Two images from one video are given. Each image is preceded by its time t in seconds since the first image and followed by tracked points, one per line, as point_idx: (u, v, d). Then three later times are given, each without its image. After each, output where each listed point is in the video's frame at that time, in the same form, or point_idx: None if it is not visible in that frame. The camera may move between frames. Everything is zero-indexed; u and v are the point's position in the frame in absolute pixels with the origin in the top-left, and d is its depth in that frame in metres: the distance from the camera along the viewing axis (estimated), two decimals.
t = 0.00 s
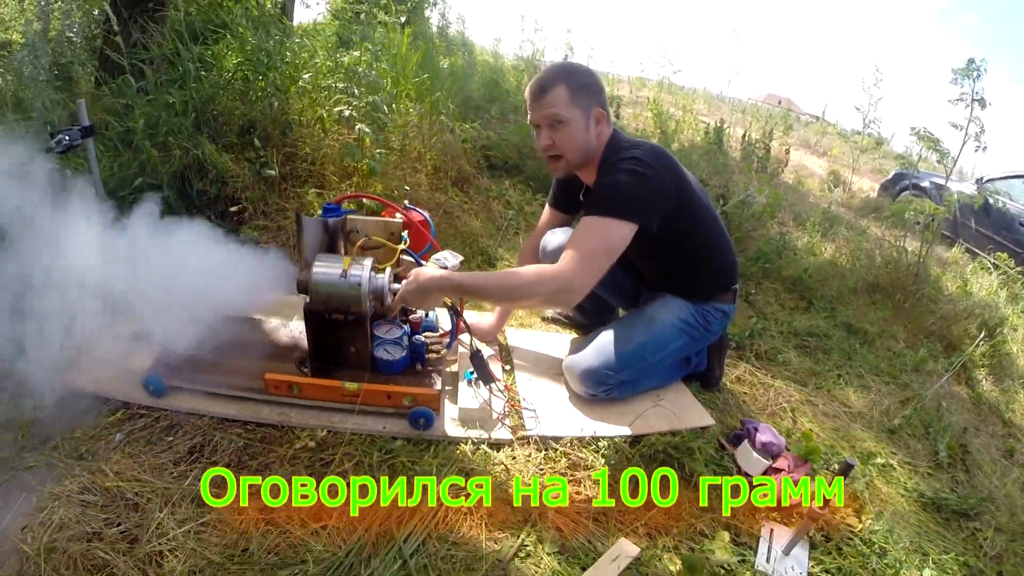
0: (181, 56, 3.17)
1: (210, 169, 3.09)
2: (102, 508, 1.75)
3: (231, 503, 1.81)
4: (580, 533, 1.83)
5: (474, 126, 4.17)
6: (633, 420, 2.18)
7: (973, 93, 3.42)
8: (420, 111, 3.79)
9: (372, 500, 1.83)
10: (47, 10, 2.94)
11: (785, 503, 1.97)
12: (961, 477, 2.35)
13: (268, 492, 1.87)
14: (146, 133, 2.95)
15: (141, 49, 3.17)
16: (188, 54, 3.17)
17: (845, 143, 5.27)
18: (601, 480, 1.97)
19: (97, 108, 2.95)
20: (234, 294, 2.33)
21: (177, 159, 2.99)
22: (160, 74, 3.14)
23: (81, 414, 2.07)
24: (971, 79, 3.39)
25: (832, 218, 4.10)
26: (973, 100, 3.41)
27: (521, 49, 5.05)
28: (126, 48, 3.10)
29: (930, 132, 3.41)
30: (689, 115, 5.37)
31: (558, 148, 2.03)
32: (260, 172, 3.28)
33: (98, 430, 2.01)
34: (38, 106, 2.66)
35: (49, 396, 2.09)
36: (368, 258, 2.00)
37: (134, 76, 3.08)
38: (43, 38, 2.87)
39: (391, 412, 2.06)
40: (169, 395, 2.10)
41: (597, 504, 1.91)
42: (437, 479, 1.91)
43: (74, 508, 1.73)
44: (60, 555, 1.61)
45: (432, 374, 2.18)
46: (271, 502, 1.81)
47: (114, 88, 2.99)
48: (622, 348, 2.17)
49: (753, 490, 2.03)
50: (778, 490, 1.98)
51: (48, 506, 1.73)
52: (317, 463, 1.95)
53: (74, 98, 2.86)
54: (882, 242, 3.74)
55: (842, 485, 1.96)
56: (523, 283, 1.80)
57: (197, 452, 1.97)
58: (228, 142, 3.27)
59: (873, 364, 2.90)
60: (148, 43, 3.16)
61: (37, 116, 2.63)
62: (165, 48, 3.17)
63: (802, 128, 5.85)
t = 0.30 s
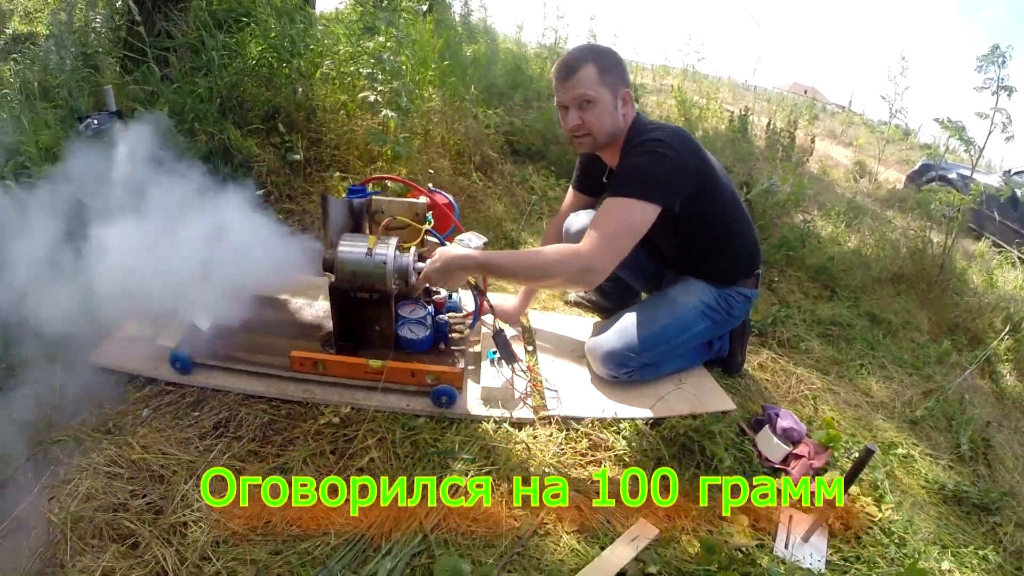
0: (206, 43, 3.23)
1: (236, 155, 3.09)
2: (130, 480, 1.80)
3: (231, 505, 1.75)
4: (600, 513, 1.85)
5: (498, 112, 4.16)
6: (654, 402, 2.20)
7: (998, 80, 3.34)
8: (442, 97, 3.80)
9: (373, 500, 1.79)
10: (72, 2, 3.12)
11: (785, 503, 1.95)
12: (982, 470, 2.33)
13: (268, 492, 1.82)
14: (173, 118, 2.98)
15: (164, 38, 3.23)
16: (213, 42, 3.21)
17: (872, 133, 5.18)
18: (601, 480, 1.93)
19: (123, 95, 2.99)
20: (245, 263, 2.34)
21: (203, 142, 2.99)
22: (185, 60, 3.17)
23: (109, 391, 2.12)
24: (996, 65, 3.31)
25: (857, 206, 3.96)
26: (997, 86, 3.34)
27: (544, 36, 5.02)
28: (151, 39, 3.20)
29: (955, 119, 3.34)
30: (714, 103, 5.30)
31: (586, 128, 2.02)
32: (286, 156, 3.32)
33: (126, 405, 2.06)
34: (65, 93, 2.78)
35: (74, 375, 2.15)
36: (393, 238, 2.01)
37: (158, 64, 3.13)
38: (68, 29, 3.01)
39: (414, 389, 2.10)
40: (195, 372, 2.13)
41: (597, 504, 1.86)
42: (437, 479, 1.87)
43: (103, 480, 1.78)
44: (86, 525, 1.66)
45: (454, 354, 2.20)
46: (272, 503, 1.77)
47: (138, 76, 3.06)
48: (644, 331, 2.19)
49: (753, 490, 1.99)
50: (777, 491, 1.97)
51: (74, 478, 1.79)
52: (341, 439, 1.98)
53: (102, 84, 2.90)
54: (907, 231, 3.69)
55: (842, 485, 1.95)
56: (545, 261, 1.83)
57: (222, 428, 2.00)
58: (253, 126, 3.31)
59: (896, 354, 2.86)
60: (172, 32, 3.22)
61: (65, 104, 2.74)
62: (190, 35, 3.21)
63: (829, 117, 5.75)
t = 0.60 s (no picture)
0: (248, 38, 3.23)
1: (275, 147, 3.16)
2: (154, 456, 1.85)
3: (230, 505, 1.74)
4: (618, 519, 1.84)
5: (536, 115, 4.13)
6: (679, 410, 2.19)
7: None
8: (480, 98, 3.82)
9: (373, 501, 1.78)
10: None
11: (785, 503, 1.96)
12: (1014, 499, 2.25)
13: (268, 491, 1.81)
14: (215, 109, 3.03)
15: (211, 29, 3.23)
16: (258, 36, 3.24)
17: (915, 150, 5.05)
18: (600, 479, 1.93)
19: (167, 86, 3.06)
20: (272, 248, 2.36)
21: (244, 134, 3.04)
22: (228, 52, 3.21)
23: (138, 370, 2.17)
24: None
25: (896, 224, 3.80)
26: None
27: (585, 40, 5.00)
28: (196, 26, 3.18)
29: (997, 136, 3.24)
30: (755, 114, 5.22)
31: (622, 132, 2.01)
32: (324, 150, 3.37)
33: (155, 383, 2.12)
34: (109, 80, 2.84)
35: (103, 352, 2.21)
36: (426, 232, 2.03)
37: (203, 54, 3.17)
38: (118, 18, 3.07)
39: (439, 384, 2.12)
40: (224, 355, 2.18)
41: (597, 505, 1.86)
42: (437, 479, 1.86)
43: (128, 454, 1.83)
44: (107, 497, 1.71)
45: (481, 352, 2.21)
46: (272, 503, 1.75)
47: (183, 66, 3.10)
48: (673, 337, 2.19)
49: (752, 490, 1.98)
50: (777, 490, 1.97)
51: (98, 451, 1.84)
52: (364, 430, 2.00)
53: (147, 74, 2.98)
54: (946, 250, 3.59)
55: (842, 484, 1.95)
56: (576, 262, 1.84)
57: (247, 411, 2.04)
58: (293, 120, 3.36)
59: (930, 375, 2.79)
60: (216, 24, 3.21)
61: (109, 91, 2.81)
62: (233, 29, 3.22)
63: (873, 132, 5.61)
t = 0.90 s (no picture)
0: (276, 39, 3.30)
1: (301, 145, 3.21)
2: (168, 440, 1.90)
3: (230, 504, 1.74)
4: (624, 522, 1.83)
5: (561, 119, 4.11)
6: (693, 416, 2.17)
7: None
8: (505, 102, 3.84)
9: (373, 501, 1.77)
10: None
11: (785, 503, 1.95)
12: None
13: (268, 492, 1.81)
14: (243, 108, 3.10)
15: (241, 29, 3.31)
16: (286, 38, 3.31)
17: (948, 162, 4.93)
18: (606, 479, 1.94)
19: (196, 84, 3.14)
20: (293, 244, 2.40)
21: (270, 131, 3.10)
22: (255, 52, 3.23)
23: (158, 356, 2.23)
24: None
25: (924, 236, 3.69)
26: None
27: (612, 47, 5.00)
28: (226, 28, 3.25)
29: None
30: (785, 123, 5.15)
31: (635, 136, 2.02)
32: (348, 149, 3.42)
33: (173, 370, 2.17)
34: (140, 77, 2.95)
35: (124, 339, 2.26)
36: (443, 230, 2.05)
37: (232, 54, 3.25)
38: (150, 18, 3.16)
39: (452, 381, 2.14)
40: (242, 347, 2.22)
41: (597, 504, 1.86)
42: (438, 479, 1.87)
43: (143, 437, 1.89)
44: (120, 476, 1.76)
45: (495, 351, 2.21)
46: (272, 503, 1.75)
47: (212, 65, 3.19)
48: (689, 342, 2.17)
49: (752, 490, 1.99)
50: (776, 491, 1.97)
51: (113, 432, 1.89)
52: (376, 423, 2.03)
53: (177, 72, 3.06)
54: (975, 264, 3.50)
55: (842, 484, 1.93)
56: (592, 261, 1.84)
57: (262, 400, 2.08)
58: (319, 120, 3.42)
59: (953, 391, 2.72)
60: (245, 25, 3.29)
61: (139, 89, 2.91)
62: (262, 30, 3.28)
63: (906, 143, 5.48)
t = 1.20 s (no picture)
0: (293, 46, 3.37)
1: (317, 150, 3.26)
2: (185, 437, 1.94)
3: (231, 504, 1.76)
4: (636, 522, 1.83)
5: (576, 121, 4.10)
6: (707, 416, 2.17)
7: None
8: (519, 105, 3.86)
9: (373, 501, 1.79)
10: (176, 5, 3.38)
11: (784, 503, 1.94)
12: None
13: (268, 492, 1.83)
14: (260, 114, 3.16)
15: (257, 37, 3.37)
16: (302, 46, 3.37)
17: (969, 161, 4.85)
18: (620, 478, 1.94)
19: (214, 91, 3.20)
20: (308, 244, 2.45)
21: (287, 137, 3.15)
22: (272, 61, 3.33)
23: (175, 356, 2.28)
24: None
25: (944, 235, 3.63)
26: None
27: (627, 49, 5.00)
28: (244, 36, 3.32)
29: None
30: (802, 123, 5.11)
31: (640, 137, 2.05)
32: (364, 153, 3.45)
33: (191, 369, 2.22)
34: (159, 85, 3.02)
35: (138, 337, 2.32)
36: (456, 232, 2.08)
37: (250, 61, 3.31)
38: (169, 28, 3.23)
39: (466, 380, 2.16)
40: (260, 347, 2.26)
41: (597, 505, 1.86)
42: (438, 479, 1.88)
43: (160, 435, 1.93)
44: (137, 472, 1.81)
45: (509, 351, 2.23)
46: (272, 502, 1.77)
47: (229, 73, 3.25)
48: (702, 342, 2.17)
49: (752, 490, 1.97)
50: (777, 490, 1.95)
51: (131, 430, 1.94)
52: (390, 422, 2.05)
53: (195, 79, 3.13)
54: (994, 263, 3.44)
55: (842, 483, 1.93)
56: (604, 262, 1.85)
57: (278, 399, 2.12)
58: (336, 125, 3.46)
59: (973, 392, 2.69)
60: (262, 33, 3.35)
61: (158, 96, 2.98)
62: (278, 37, 3.37)
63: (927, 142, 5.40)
